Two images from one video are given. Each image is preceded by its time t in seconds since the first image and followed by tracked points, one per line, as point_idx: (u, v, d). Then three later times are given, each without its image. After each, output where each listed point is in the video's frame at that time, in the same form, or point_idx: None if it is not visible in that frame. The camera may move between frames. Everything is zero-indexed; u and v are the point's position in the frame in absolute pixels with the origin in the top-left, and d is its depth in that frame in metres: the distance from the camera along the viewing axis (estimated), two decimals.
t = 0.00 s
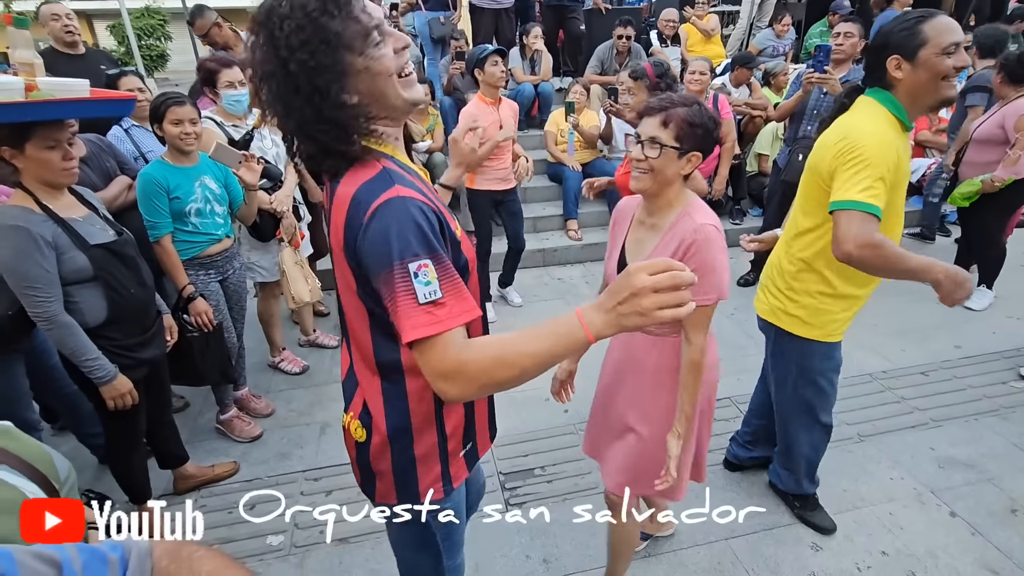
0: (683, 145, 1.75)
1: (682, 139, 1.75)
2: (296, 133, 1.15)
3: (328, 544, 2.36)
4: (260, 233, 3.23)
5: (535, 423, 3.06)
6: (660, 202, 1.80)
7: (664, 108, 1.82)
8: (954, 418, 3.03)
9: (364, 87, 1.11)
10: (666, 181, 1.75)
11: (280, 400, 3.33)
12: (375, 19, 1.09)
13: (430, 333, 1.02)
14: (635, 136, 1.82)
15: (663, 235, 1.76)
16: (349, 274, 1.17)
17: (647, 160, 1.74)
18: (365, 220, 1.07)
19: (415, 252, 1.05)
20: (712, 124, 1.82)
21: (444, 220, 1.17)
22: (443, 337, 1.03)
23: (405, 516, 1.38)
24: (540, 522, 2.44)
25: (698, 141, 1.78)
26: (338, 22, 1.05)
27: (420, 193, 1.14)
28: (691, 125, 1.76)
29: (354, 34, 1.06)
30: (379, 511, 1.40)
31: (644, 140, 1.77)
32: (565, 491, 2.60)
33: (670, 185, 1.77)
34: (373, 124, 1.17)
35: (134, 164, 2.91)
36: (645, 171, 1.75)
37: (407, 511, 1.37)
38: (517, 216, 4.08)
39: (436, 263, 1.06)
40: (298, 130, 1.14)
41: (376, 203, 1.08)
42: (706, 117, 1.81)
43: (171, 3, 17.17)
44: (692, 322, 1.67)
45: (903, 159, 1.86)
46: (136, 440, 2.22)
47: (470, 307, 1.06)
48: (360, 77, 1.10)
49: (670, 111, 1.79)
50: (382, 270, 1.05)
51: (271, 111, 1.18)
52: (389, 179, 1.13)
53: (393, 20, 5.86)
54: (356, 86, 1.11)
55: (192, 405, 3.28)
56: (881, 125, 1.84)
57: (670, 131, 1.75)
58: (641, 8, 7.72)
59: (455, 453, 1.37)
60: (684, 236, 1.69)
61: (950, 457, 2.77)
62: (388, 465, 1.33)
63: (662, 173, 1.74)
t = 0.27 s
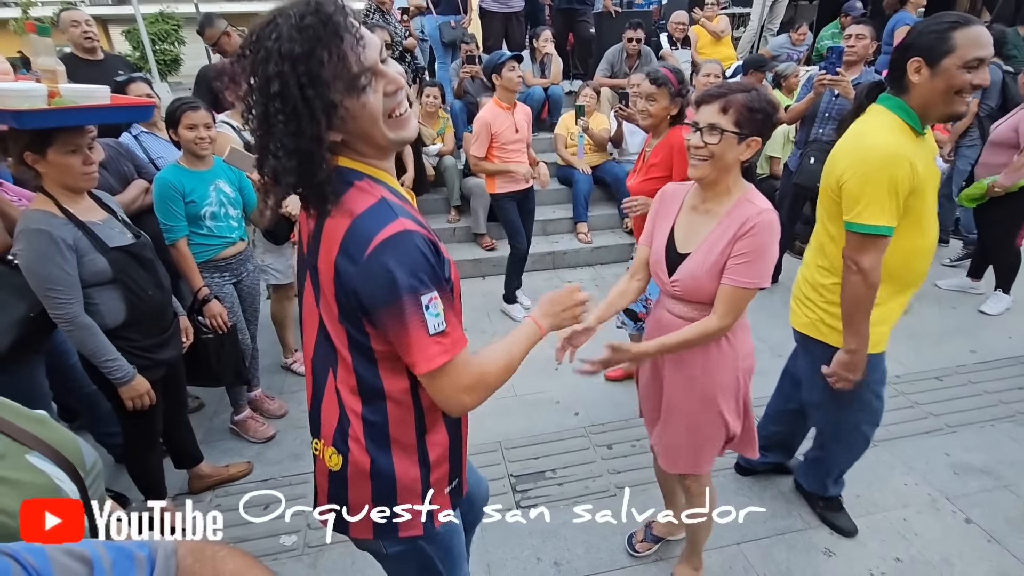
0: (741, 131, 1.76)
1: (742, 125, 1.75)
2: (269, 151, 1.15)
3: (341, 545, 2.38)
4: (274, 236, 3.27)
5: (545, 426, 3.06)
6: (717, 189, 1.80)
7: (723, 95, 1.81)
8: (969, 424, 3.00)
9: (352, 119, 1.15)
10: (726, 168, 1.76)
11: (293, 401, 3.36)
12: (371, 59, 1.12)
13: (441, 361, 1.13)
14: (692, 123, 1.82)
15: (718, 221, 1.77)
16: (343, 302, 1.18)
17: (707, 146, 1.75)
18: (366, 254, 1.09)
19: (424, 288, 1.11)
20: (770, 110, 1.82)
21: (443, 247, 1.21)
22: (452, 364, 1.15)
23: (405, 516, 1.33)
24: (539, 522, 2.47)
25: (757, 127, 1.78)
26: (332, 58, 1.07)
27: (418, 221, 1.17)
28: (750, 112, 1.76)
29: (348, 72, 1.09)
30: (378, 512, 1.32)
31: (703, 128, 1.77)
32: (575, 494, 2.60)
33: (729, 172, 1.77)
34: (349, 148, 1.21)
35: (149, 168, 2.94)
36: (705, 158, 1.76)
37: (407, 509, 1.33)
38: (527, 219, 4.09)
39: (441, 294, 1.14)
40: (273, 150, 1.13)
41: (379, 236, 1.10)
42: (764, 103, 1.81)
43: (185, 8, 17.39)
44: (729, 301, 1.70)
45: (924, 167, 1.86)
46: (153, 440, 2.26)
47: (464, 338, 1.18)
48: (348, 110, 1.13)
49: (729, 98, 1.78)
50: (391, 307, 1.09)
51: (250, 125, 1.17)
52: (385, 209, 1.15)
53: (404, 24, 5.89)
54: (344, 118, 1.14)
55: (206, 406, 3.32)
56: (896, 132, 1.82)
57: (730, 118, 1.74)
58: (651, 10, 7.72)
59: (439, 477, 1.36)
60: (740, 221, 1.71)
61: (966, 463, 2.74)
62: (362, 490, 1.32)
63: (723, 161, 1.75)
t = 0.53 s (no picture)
0: (771, 143, 1.76)
1: (771, 137, 1.75)
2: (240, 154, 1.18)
3: (350, 547, 2.40)
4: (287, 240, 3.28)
5: (554, 431, 3.06)
6: (747, 201, 1.79)
7: (750, 107, 1.81)
8: (984, 434, 2.97)
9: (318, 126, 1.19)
10: (755, 179, 1.74)
11: (304, 403, 3.38)
12: (335, 70, 1.16)
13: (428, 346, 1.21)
14: (720, 136, 1.82)
15: (753, 234, 1.76)
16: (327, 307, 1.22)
17: (736, 157, 1.74)
18: (342, 256, 1.14)
19: (404, 280, 1.16)
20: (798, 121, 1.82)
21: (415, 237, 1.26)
22: (439, 348, 1.23)
23: (405, 515, 1.44)
24: (539, 521, 2.50)
25: (786, 139, 1.79)
26: (298, 66, 1.11)
27: (386, 216, 1.21)
28: (778, 123, 1.77)
29: (313, 81, 1.13)
30: (378, 512, 1.40)
31: (732, 140, 1.76)
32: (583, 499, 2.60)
33: (759, 183, 1.76)
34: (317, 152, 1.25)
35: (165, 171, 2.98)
36: (734, 170, 1.74)
37: (408, 509, 1.43)
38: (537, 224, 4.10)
39: (420, 283, 1.19)
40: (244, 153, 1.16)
41: (354, 237, 1.14)
42: (792, 114, 1.82)
43: (200, 13, 17.60)
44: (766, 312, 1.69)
45: (960, 177, 1.87)
46: (167, 440, 2.28)
47: (444, 320, 1.25)
48: (314, 118, 1.17)
49: (758, 110, 1.79)
50: (372, 306, 1.16)
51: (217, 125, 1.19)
52: (353, 209, 1.19)
53: (417, 29, 5.92)
54: (311, 129, 1.18)
55: (218, 407, 3.35)
56: (934, 140, 1.83)
57: (758, 129, 1.75)
58: (662, 16, 7.72)
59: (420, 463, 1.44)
60: (775, 232, 1.71)
61: (981, 473, 2.71)
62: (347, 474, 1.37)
63: (753, 172, 1.73)
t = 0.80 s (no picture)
0: (800, 139, 1.73)
1: (799, 133, 1.73)
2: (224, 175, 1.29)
3: (356, 548, 2.39)
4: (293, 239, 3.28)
5: (559, 433, 3.06)
6: (779, 198, 1.79)
7: (773, 105, 1.77)
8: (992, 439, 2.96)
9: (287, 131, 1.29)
10: (786, 176, 1.75)
11: (309, 404, 3.38)
12: (294, 78, 1.24)
13: (368, 343, 1.27)
14: (745, 136, 1.81)
15: (788, 231, 1.76)
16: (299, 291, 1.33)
17: (765, 159, 1.74)
18: (304, 245, 1.25)
19: (352, 277, 1.23)
20: (826, 113, 1.78)
21: (381, 240, 1.31)
22: (376, 347, 1.28)
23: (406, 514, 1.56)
24: (539, 522, 2.50)
25: (815, 133, 1.76)
26: (259, 82, 1.20)
27: (353, 214, 1.29)
28: (805, 119, 1.74)
29: (273, 91, 1.23)
30: (378, 512, 1.54)
31: (758, 140, 1.75)
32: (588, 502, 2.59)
33: (791, 181, 1.76)
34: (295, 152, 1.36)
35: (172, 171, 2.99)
36: (763, 171, 1.75)
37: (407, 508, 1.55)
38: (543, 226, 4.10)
39: (369, 287, 1.25)
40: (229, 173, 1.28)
41: (314, 228, 1.24)
42: (819, 106, 1.78)
43: (205, 15, 17.69)
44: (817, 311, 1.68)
45: (973, 185, 1.86)
46: (174, 440, 2.29)
47: (390, 324, 1.28)
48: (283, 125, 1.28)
49: (781, 107, 1.75)
50: (323, 293, 1.24)
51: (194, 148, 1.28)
52: (322, 204, 1.28)
53: (423, 32, 5.94)
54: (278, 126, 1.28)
55: (223, 407, 3.36)
56: (939, 147, 1.88)
57: (784, 128, 1.73)
58: (666, 19, 7.73)
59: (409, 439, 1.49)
60: (813, 230, 1.71)
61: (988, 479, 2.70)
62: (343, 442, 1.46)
63: (783, 170, 1.74)
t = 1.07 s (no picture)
0: (831, 154, 1.72)
1: (830, 148, 1.71)
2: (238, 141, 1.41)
3: (353, 552, 2.39)
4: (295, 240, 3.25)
5: (557, 437, 3.06)
6: (811, 211, 1.77)
7: (807, 117, 1.77)
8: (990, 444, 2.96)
9: (298, 120, 1.38)
10: (816, 192, 1.73)
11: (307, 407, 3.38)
12: (317, 70, 1.36)
13: (277, 323, 1.32)
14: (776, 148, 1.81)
15: (818, 246, 1.75)
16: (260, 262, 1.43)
17: (794, 171, 1.74)
18: (262, 218, 1.35)
19: (279, 258, 1.30)
20: (862, 126, 1.74)
21: (333, 236, 1.37)
22: (279, 329, 1.33)
23: (405, 515, 1.66)
24: (539, 522, 2.51)
25: (848, 147, 1.73)
26: (283, 65, 1.31)
27: (315, 202, 1.37)
28: (838, 132, 1.71)
29: (291, 78, 1.33)
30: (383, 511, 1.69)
31: (788, 154, 1.75)
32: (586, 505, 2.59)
33: (822, 196, 1.74)
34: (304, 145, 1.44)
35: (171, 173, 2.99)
36: (792, 184, 1.75)
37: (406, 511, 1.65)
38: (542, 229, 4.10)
39: (292, 269, 1.31)
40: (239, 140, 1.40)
41: (274, 205, 1.34)
42: (856, 119, 1.74)
43: (204, 16, 17.68)
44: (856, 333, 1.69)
45: (986, 195, 1.86)
46: (172, 442, 2.28)
47: (299, 316, 1.34)
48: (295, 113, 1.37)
49: (814, 119, 1.74)
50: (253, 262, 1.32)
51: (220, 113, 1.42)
52: (292, 187, 1.38)
53: (422, 34, 5.95)
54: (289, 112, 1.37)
55: (221, 409, 3.35)
56: (953, 158, 1.88)
57: (816, 141, 1.71)
58: (665, 24, 7.75)
59: (365, 422, 1.55)
60: (844, 248, 1.69)
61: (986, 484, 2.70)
62: (307, 422, 1.60)
63: (813, 185, 1.72)
